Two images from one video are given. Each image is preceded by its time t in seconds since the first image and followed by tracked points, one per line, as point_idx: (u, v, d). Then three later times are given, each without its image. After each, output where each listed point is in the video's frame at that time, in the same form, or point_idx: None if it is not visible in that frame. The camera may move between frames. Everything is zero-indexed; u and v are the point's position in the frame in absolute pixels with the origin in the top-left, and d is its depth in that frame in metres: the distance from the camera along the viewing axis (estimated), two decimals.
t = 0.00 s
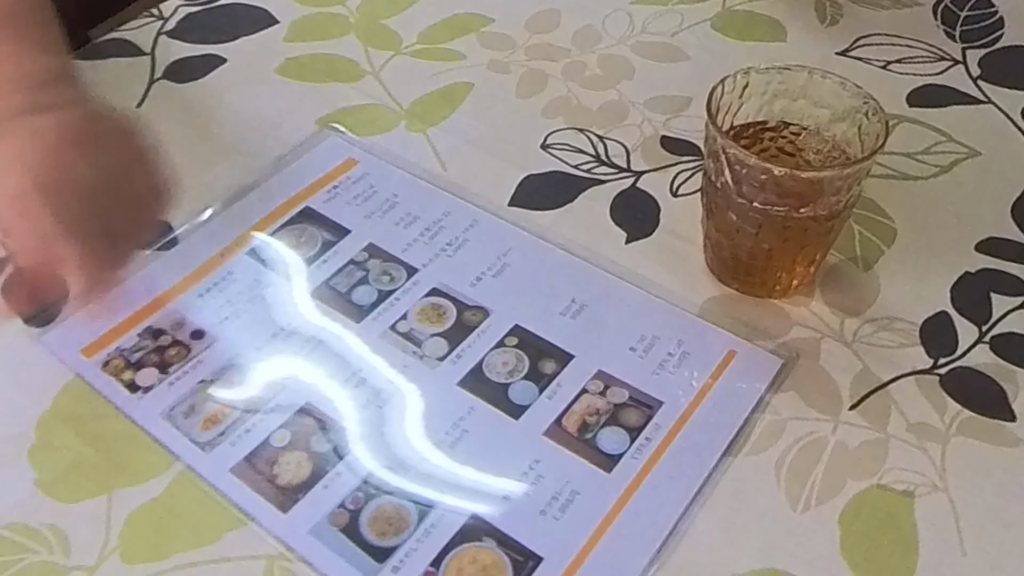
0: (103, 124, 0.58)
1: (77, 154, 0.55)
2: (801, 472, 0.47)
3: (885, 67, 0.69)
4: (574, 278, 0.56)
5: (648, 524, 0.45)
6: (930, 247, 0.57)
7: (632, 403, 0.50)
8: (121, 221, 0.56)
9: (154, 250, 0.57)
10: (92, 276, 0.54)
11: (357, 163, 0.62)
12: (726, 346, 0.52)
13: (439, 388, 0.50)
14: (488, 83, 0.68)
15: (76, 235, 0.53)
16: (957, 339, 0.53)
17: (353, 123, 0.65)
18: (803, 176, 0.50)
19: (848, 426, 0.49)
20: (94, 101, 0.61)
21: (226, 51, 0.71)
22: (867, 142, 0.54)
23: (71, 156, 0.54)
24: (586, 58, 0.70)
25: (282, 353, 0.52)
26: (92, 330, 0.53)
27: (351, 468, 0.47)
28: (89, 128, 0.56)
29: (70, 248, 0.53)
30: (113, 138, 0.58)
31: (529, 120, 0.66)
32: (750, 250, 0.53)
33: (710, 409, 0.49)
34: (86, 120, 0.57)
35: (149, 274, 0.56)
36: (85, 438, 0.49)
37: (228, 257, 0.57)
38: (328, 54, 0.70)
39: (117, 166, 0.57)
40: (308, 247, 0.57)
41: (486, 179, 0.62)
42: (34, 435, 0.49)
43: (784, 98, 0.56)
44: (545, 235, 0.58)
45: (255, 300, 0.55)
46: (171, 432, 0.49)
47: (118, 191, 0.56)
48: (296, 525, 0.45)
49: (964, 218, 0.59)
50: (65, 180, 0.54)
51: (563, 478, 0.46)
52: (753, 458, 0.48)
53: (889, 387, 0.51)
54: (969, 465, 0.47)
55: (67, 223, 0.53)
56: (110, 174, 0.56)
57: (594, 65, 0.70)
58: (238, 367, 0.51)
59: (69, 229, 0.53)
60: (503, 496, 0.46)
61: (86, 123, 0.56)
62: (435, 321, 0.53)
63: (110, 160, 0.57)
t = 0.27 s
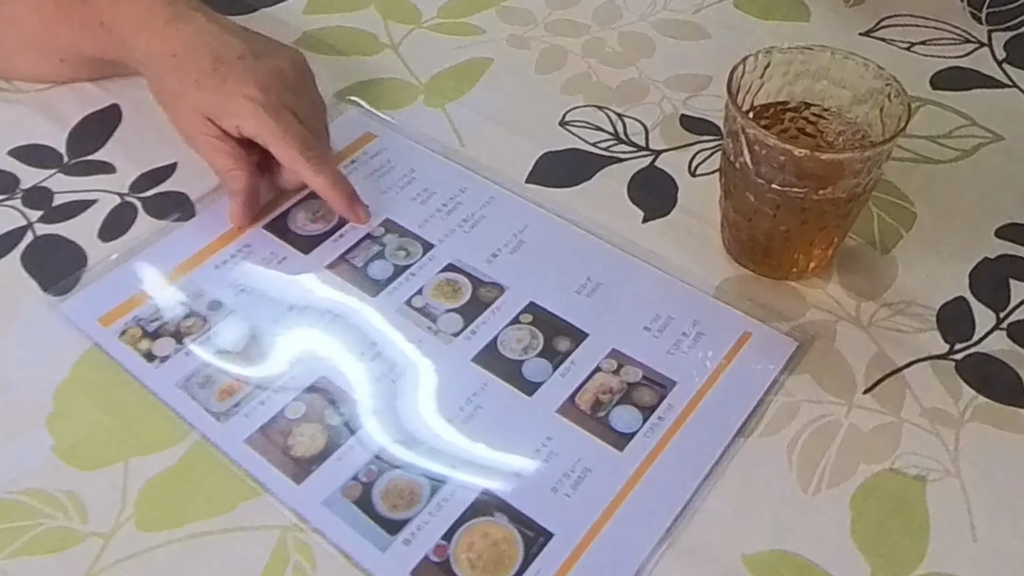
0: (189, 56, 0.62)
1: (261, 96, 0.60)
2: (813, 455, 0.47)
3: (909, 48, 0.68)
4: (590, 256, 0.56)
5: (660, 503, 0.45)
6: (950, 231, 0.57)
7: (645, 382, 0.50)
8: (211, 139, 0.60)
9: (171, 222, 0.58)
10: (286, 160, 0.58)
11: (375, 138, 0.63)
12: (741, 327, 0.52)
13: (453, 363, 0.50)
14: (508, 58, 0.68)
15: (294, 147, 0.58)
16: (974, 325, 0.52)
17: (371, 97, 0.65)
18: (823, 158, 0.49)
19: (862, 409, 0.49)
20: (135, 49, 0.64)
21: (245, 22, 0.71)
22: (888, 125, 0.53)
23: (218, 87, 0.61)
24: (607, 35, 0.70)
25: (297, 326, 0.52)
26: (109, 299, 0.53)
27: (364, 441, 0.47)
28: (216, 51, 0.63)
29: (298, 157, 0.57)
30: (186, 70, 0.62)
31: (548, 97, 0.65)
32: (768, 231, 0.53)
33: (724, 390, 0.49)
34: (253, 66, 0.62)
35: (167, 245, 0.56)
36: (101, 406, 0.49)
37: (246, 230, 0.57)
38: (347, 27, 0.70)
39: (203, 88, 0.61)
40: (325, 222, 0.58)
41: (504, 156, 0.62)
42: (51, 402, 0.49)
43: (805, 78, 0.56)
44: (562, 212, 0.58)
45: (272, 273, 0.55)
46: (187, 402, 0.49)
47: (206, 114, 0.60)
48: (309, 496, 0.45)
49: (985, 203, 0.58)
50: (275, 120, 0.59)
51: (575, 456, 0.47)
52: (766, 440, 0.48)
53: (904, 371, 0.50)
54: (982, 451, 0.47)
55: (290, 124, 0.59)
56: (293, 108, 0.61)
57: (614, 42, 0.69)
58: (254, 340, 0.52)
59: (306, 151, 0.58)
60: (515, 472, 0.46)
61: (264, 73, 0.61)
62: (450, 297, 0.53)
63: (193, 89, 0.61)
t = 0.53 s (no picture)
0: (214, 36, 0.62)
1: (287, 80, 0.60)
2: (826, 438, 0.47)
3: (934, 30, 0.67)
4: (606, 235, 0.56)
5: (671, 482, 0.45)
6: (969, 217, 0.57)
7: (659, 362, 0.50)
8: (233, 122, 0.59)
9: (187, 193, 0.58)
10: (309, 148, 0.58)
11: (395, 113, 0.62)
12: (756, 308, 0.52)
13: (468, 339, 0.50)
14: (528, 34, 0.68)
15: (318, 135, 0.57)
16: (992, 311, 0.52)
17: (389, 70, 0.65)
18: (843, 140, 0.49)
19: (876, 393, 0.49)
20: (152, 25, 0.64)
21: None
22: (910, 108, 0.53)
23: (246, 69, 0.61)
24: (628, 13, 0.69)
25: (314, 299, 0.52)
26: (127, 270, 0.54)
27: (377, 415, 0.48)
28: (241, 30, 0.63)
29: (321, 145, 0.57)
30: (212, 50, 0.62)
31: (567, 74, 0.65)
32: (786, 213, 0.53)
33: (738, 371, 0.49)
34: (278, 48, 0.62)
35: (184, 216, 0.57)
36: (118, 376, 0.50)
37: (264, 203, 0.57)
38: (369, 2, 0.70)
39: (230, 71, 0.61)
40: (345, 195, 0.58)
41: (522, 132, 0.61)
42: (69, 371, 0.50)
43: (828, 60, 0.56)
44: (579, 190, 0.58)
45: (288, 247, 0.55)
46: (202, 373, 0.49)
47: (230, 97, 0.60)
48: (322, 469, 0.46)
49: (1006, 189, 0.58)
50: (301, 105, 0.58)
51: (587, 434, 0.47)
52: (779, 422, 0.48)
53: (919, 356, 0.50)
54: (996, 438, 0.47)
55: (315, 111, 0.59)
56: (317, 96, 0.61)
57: (635, 19, 0.69)
58: (269, 312, 0.52)
59: (330, 139, 0.58)
60: (527, 449, 0.46)
61: (290, 54, 0.62)
62: (465, 273, 0.53)
63: (220, 70, 0.61)
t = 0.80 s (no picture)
0: None
1: (369, 5, 0.62)
2: (838, 421, 0.47)
3: (959, 13, 0.66)
4: (624, 216, 0.55)
5: (681, 463, 0.45)
6: (989, 202, 0.56)
7: (673, 351, 0.50)
8: (323, 55, 0.62)
9: (207, 164, 0.58)
10: (396, 72, 0.60)
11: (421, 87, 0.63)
12: (774, 291, 0.52)
13: (483, 319, 0.51)
14: (549, 10, 0.67)
15: (404, 58, 0.60)
16: (1010, 297, 0.52)
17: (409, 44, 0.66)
18: (863, 123, 0.48)
19: (890, 377, 0.49)
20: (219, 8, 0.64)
21: None
22: (931, 91, 0.52)
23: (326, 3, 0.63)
24: None
25: (330, 273, 0.52)
26: (147, 236, 0.54)
27: (389, 390, 0.48)
28: None
29: (409, 70, 0.60)
30: None
31: (588, 51, 0.65)
32: (804, 195, 0.53)
33: (751, 355, 0.49)
34: None
35: (206, 184, 0.57)
36: (135, 344, 0.50)
37: (285, 174, 0.57)
38: None
39: (312, 10, 0.63)
40: (365, 168, 0.58)
41: (540, 109, 0.61)
42: (86, 338, 0.50)
43: (851, 40, 0.55)
44: (597, 169, 0.58)
45: (307, 218, 0.55)
46: (219, 342, 0.50)
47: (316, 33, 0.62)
48: (331, 441, 0.46)
49: None
50: (386, 30, 0.61)
51: (595, 420, 0.47)
52: (792, 405, 0.48)
53: (935, 341, 0.50)
54: (1009, 425, 0.47)
55: (399, 36, 0.61)
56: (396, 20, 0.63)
57: None
58: (287, 284, 0.52)
59: (416, 66, 0.60)
60: (536, 430, 0.46)
61: None
62: (483, 253, 0.53)
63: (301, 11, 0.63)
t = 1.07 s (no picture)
0: None
1: None
2: (848, 408, 0.47)
3: None
4: (638, 198, 0.55)
5: (691, 446, 0.46)
6: (1006, 190, 0.56)
7: (684, 335, 0.50)
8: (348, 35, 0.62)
9: (222, 140, 0.58)
10: (420, 64, 0.60)
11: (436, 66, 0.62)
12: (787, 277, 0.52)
13: (494, 299, 0.51)
14: None
15: (429, 49, 0.59)
16: None
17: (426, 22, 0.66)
18: (881, 108, 0.48)
19: (902, 365, 0.49)
20: None
21: None
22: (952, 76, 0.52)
23: None
24: None
25: (343, 251, 0.52)
26: (161, 211, 0.54)
27: (400, 368, 0.48)
28: None
29: (430, 62, 0.59)
30: None
31: (604, 32, 0.65)
32: (819, 180, 0.52)
33: (762, 339, 0.49)
34: None
35: (221, 160, 0.57)
36: (148, 320, 0.50)
37: (299, 151, 0.57)
38: None
39: None
40: (379, 146, 0.58)
41: (556, 89, 0.61)
42: (100, 312, 0.50)
43: (870, 24, 0.55)
44: (612, 151, 0.58)
45: (320, 196, 0.55)
46: (232, 318, 0.50)
47: (343, 13, 0.62)
48: (341, 418, 0.46)
49: None
50: (412, 21, 0.60)
51: (605, 402, 0.47)
52: (803, 391, 0.48)
53: (947, 329, 0.50)
54: (1020, 414, 0.47)
55: (427, 27, 0.61)
56: (427, 11, 0.62)
57: None
58: (300, 261, 0.52)
59: (439, 57, 0.60)
60: (546, 411, 0.47)
61: None
62: (496, 233, 0.53)
63: None
